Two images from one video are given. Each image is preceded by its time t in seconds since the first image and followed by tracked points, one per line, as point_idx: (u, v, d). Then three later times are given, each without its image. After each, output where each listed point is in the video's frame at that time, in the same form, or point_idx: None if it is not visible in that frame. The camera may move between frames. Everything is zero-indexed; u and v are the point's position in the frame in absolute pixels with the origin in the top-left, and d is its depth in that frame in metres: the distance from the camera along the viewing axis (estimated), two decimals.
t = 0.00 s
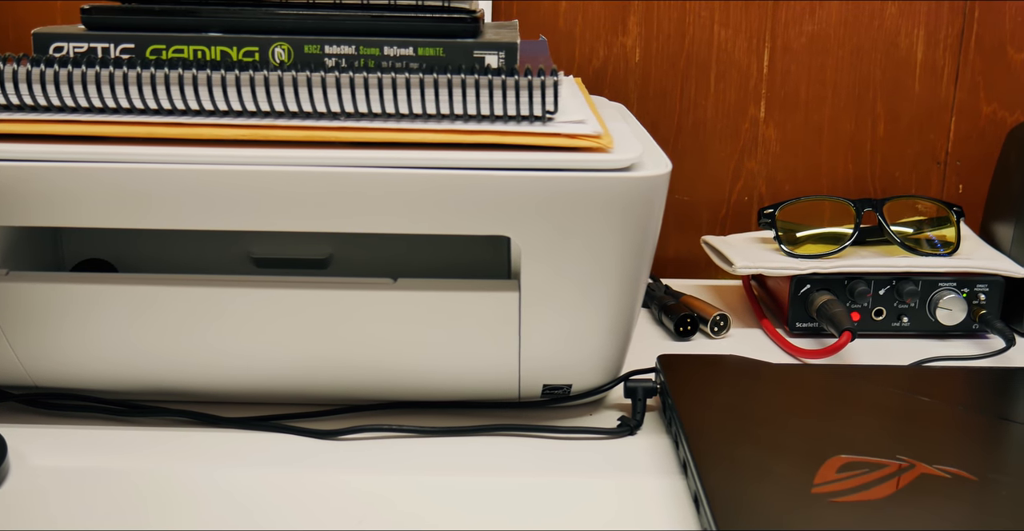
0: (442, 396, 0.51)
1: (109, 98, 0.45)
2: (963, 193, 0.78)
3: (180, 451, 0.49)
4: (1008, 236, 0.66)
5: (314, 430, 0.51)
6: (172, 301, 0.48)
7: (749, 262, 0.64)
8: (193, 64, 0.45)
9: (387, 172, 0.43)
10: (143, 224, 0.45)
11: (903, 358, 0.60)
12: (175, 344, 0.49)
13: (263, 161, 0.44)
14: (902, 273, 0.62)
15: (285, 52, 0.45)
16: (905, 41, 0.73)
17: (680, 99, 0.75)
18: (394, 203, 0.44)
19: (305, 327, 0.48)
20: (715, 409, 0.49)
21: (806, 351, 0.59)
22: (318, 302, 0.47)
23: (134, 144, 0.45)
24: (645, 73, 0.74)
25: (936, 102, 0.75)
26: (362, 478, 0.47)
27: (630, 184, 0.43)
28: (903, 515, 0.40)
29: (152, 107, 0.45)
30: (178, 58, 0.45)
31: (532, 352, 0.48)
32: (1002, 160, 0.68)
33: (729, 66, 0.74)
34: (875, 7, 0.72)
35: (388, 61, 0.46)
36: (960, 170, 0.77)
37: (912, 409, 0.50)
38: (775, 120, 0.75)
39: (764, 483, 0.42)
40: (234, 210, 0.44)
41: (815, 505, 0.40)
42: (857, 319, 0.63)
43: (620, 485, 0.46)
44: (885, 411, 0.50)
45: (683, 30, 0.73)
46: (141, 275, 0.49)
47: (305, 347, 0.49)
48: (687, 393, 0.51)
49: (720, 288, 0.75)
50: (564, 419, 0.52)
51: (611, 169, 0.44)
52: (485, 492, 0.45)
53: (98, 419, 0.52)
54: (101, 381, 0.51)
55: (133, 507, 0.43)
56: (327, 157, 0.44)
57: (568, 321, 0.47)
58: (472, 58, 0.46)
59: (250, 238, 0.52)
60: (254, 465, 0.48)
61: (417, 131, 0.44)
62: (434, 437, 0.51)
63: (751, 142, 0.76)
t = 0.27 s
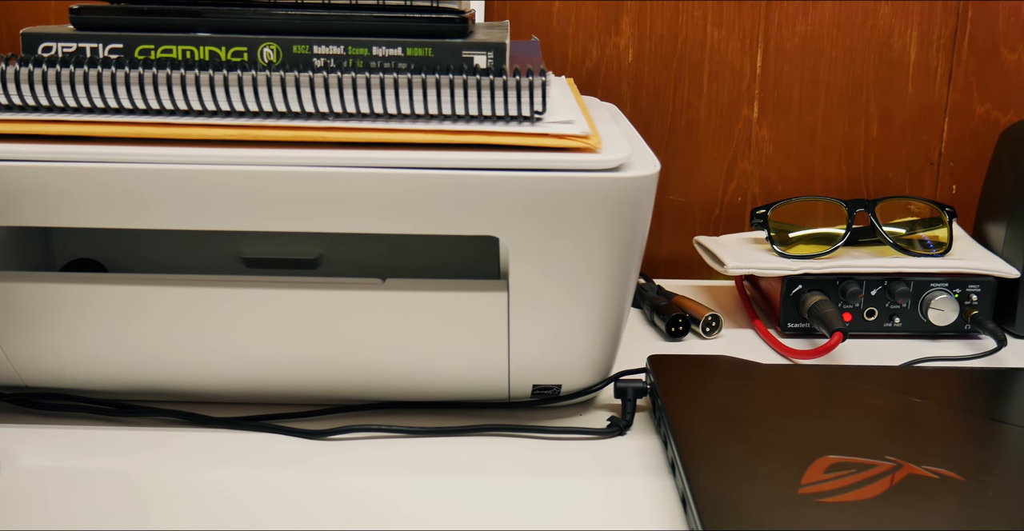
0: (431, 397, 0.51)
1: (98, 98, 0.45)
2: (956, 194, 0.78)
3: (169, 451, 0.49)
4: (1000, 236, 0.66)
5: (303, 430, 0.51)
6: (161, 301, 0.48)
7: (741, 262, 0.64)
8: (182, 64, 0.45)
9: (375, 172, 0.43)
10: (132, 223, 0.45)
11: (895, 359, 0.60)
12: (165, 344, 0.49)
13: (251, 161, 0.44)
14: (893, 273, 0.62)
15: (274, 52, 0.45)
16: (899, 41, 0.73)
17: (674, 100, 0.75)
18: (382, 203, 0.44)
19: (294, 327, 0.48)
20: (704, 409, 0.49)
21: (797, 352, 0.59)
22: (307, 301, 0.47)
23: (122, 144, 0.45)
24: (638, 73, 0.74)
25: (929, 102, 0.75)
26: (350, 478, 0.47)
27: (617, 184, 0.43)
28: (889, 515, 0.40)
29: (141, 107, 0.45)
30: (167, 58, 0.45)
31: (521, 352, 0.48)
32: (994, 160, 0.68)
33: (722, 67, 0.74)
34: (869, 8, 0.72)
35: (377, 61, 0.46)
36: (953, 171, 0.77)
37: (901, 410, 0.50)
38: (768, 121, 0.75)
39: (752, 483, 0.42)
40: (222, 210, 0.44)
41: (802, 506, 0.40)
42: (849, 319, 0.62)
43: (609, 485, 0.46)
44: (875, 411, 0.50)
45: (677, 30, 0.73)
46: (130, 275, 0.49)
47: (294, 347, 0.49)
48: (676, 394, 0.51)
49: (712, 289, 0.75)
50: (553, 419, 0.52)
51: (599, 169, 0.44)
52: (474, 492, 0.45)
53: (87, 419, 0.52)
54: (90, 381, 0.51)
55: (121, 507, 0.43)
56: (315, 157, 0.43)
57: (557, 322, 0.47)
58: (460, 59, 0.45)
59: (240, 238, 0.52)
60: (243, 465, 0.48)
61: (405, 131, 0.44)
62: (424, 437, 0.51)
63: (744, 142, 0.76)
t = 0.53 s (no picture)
0: (421, 397, 0.51)
1: (87, 98, 0.45)
2: (950, 194, 0.78)
3: (158, 451, 0.49)
4: (993, 237, 0.66)
5: (293, 431, 0.51)
6: (150, 301, 0.48)
7: (733, 263, 0.64)
8: (171, 64, 0.45)
9: (363, 172, 0.43)
10: (120, 224, 0.45)
11: (886, 359, 0.60)
12: (154, 345, 0.49)
13: (239, 162, 0.44)
14: (885, 274, 0.62)
15: (263, 53, 0.45)
16: (892, 42, 0.73)
17: (667, 100, 0.75)
18: (370, 203, 0.44)
19: (284, 327, 0.48)
20: (693, 410, 0.49)
21: (788, 352, 0.59)
22: (296, 302, 0.47)
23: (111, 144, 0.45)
24: (631, 73, 0.74)
25: (922, 103, 0.75)
26: (339, 478, 0.47)
27: (606, 185, 0.43)
28: (877, 515, 0.40)
29: (129, 107, 0.45)
30: (156, 58, 0.45)
31: (510, 353, 0.48)
32: (987, 161, 0.68)
33: (716, 67, 0.74)
34: (861, 8, 0.72)
35: (366, 61, 0.46)
36: (947, 171, 0.77)
37: (890, 410, 0.50)
38: (761, 121, 0.75)
39: (740, 484, 0.42)
40: (210, 210, 0.44)
41: (789, 506, 0.40)
42: (841, 320, 0.62)
43: (598, 485, 0.46)
44: (864, 412, 0.50)
45: (670, 31, 0.73)
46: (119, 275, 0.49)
47: (283, 348, 0.49)
48: (666, 395, 0.51)
49: (705, 289, 0.75)
50: (544, 420, 0.52)
51: (588, 170, 0.44)
52: (462, 492, 0.45)
53: (77, 419, 0.52)
54: (79, 381, 0.51)
55: (109, 507, 0.43)
56: (303, 157, 0.43)
57: (546, 322, 0.47)
58: (449, 59, 0.45)
59: (230, 238, 0.52)
60: (231, 465, 0.48)
61: (394, 131, 0.45)
62: (413, 437, 0.51)
63: (737, 143, 0.76)
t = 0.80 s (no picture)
0: (411, 397, 0.51)
1: (75, 99, 0.45)
2: (943, 195, 0.78)
3: (147, 451, 0.49)
4: (985, 237, 0.66)
5: (282, 431, 0.51)
6: (139, 302, 0.48)
7: (725, 263, 0.63)
8: (159, 65, 0.45)
9: (351, 173, 0.43)
10: (109, 224, 0.45)
11: (878, 360, 0.60)
12: (144, 345, 0.49)
13: (227, 162, 0.43)
14: (877, 274, 0.62)
15: (252, 54, 0.45)
16: (885, 42, 0.73)
17: (661, 101, 0.75)
18: (358, 203, 0.44)
19: (274, 328, 0.48)
20: (682, 411, 0.49)
21: (780, 352, 0.59)
22: (285, 302, 0.47)
23: (99, 144, 0.45)
24: (625, 74, 0.74)
25: (916, 104, 0.75)
26: (328, 479, 0.46)
27: (594, 185, 0.43)
28: (864, 516, 0.40)
29: (117, 108, 0.45)
30: (145, 59, 0.45)
31: (500, 353, 0.48)
32: (980, 162, 0.68)
33: (709, 68, 0.74)
34: (855, 8, 0.72)
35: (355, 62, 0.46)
36: (940, 172, 0.77)
37: (880, 411, 0.50)
38: (754, 122, 0.75)
39: (727, 484, 0.42)
40: (199, 211, 0.44)
41: (775, 507, 0.40)
42: (833, 321, 0.62)
43: (586, 486, 0.46)
44: (853, 412, 0.50)
45: (663, 31, 0.73)
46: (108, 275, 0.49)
47: (273, 348, 0.49)
48: (656, 396, 0.51)
49: (698, 290, 0.75)
50: (534, 420, 0.52)
51: (576, 170, 0.44)
52: (451, 493, 0.45)
53: (67, 419, 0.52)
54: (69, 382, 0.51)
55: (96, 507, 0.43)
56: (292, 158, 0.43)
57: (535, 323, 0.47)
58: (439, 60, 0.45)
59: (220, 239, 0.52)
60: (220, 466, 0.48)
61: (382, 131, 0.45)
62: (403, 438, 0.51)
63: (731, 144, 0.76)
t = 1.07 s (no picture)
0: (402, 398, 0.51)
1: (64, 99, 0.45)
2: (937, 195, 0.78)
3: (136, 451, 0.49)
4: (978, 238, 0.66)
5: (272, 431, 0.51)
6: (128, 303, 0.48)
7: (717, 264, 0.63)
8: (148, 66, 0.45)
9: (339, 173, 0.43)
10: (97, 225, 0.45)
11: (869, 361, 0.60)
12: (134, 346, 0.49)
13: (216, 163, 0.44)
14: (869, 275, 0.62)
15: (241, 54, 0.45)
16: (879, 43, 0.73)
17: (655, 102, 0.75)
18: (347, 204, 0.44)
19: (263, 328, 0.48)
20: (672, 412, 0.49)
21: (772, 353, 0.59)
22: (275, 303, 0.47)
23: (87, 145, 0.45)
24: (619, 75, 0.74)
25: (910, 105, 0.75)
26: (316, 479, 0.46)
27: (583, 186, 0.43)
28: (851, 517, 0.40)
29: (106, 108, 0.45)
30: (135, 60, 0.45)
31: (489, 354, 0.48)
32: (973, 162, 0.68)
33: (703, 69, 0.74)
34: (848, 9, 0.72)
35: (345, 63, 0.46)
36: (934, 173, 0.77)
37: (870, 411, 0.50)
38: (748, 123, 0.75)
39: (715, 486, 0.42)
40: (187, 211, 0.44)
41: (763, 507, 0.40)
42: (825, 321, 0.62)
43: (575, 486, 0.46)
44: (843, 413, 0.50)
45: (657, 32, 0.73)
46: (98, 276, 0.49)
47: (263, 349, 0.49)
48: (646, 396, 0.51)
49: (692, 291, 0.75)
50: (524, 421, 0.52)
51: (565, 171, 0.44)
52: (440, 493, 0.45)
53: (57, 419, 0.52)
54: (59, 382, 0.51)
55: (84, 507, 0.43)
56: (280, 158, 0.43)
57: (524, 323, 0.47)
58: (429, 61, 0.45)
59: (210, 239, 0.52)
60: (210, 466, 0.48)
61: (370, 132, 0.45)
62: (393, 438, 0.51)
63: (725, 144, 0.76)
